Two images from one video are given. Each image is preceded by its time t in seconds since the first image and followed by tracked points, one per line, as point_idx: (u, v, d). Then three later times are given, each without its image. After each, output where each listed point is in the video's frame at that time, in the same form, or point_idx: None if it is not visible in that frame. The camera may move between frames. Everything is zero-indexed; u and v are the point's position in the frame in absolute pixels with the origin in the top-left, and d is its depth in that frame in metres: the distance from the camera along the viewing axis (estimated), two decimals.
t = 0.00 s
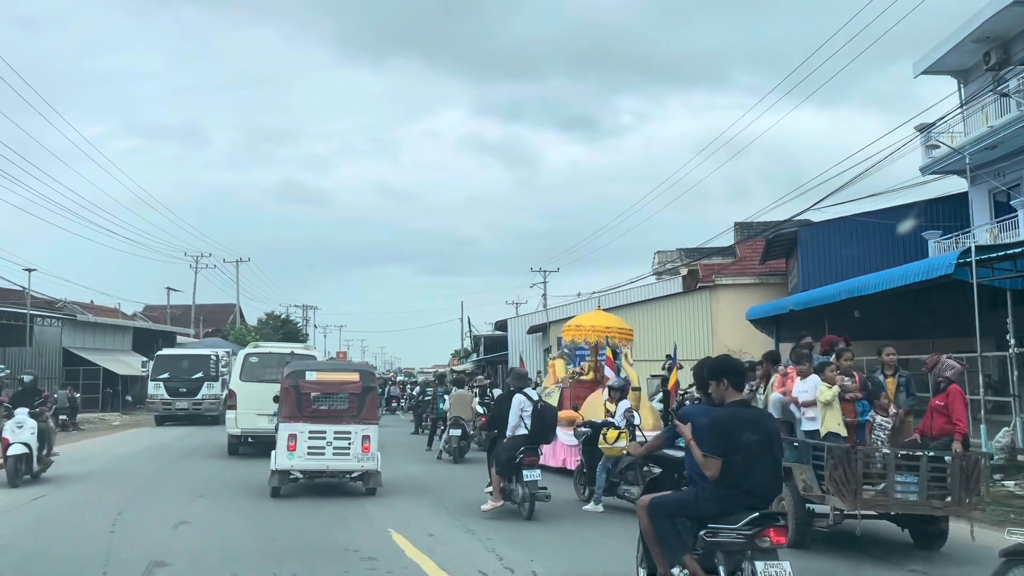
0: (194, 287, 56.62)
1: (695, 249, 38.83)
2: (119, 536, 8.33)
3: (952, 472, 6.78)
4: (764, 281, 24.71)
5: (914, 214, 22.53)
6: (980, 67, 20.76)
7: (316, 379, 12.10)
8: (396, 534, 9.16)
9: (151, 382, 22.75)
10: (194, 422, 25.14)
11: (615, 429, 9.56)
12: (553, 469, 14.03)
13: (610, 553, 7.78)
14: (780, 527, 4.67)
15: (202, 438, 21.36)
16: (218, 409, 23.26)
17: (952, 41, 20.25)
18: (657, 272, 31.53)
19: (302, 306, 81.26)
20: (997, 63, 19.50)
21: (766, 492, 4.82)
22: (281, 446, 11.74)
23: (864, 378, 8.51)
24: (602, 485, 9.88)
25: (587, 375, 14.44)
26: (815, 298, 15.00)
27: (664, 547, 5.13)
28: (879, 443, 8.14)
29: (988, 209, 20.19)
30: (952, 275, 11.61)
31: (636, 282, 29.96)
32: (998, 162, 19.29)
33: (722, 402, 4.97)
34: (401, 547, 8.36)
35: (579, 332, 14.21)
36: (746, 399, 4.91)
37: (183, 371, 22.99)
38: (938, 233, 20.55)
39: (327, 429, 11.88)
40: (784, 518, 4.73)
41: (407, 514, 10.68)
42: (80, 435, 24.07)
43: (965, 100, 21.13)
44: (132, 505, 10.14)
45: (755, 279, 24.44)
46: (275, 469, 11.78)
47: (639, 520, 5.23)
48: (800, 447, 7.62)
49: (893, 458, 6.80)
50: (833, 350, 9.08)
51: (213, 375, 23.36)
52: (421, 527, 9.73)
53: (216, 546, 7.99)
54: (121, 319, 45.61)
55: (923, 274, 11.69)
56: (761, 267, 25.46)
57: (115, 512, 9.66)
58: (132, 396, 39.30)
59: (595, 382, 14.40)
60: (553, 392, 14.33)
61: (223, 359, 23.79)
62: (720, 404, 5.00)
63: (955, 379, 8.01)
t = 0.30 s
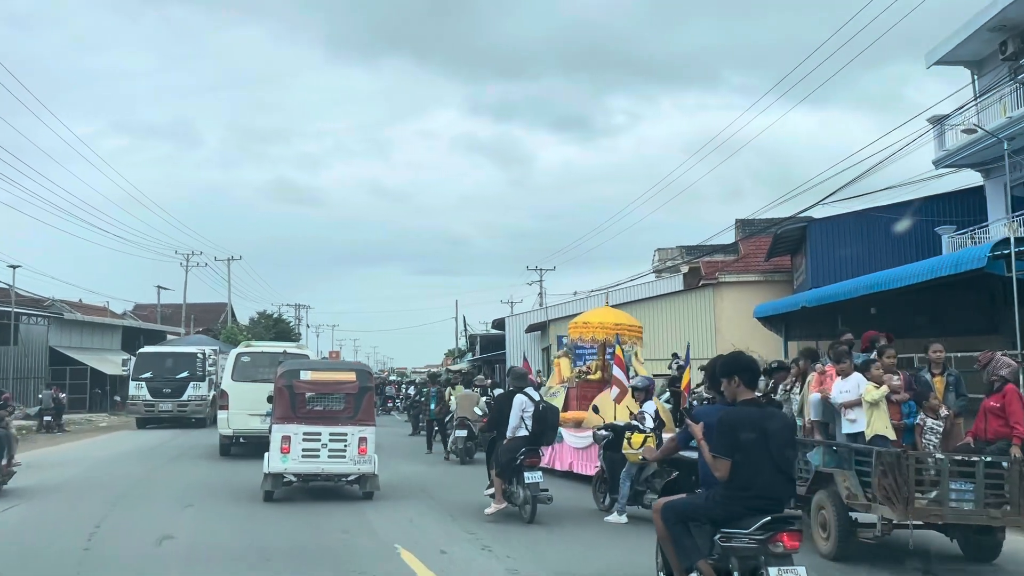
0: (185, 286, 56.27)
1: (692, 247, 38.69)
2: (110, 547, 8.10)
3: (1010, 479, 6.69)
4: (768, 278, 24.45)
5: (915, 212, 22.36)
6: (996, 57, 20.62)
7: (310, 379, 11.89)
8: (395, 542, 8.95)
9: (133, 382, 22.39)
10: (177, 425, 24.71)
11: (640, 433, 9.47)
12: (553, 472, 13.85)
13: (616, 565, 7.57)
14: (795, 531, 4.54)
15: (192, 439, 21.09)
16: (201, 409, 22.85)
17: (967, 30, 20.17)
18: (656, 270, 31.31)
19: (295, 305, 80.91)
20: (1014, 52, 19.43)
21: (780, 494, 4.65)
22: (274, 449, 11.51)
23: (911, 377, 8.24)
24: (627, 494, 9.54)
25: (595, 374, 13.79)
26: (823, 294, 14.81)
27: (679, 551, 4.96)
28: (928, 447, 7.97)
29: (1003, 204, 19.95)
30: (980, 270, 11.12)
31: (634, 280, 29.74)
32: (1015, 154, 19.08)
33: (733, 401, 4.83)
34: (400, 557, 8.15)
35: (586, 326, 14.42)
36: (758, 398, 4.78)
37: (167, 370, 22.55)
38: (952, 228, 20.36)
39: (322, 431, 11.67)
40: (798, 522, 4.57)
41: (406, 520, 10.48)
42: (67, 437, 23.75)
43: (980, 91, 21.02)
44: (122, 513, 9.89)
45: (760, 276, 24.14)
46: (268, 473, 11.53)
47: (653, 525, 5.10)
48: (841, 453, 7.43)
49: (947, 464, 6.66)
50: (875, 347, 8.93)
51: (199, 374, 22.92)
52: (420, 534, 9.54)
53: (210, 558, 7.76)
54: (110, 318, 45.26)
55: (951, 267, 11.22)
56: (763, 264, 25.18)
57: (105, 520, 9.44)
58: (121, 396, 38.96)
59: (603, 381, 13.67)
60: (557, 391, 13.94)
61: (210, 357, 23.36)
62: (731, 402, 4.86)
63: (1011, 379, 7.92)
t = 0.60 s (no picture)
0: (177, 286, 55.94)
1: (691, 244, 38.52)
2: (103, 558, 7.94)
3: None
4: (773, 275, 24.13)
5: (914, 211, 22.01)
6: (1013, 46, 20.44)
7: (306, 379, 11.67)
8: (394, 550, 8.81)
9: (117, 382, 21.99)
10: (162, 428, 24.29)
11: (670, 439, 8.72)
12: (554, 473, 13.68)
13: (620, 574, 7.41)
14: (816, 535, 4.58)
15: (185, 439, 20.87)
16: (186, 411, 22.47)
17: (984, 19, 20.00)
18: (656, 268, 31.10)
19: (289, 304, 80.62)
20: None
21: (798, 496, 4.71)
22: (269, 452, 11.33)
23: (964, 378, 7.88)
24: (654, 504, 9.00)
25: (603, 374, 13.38)
26: (835, 291, 14.44)
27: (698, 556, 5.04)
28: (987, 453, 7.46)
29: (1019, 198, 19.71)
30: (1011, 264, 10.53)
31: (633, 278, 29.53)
32: None
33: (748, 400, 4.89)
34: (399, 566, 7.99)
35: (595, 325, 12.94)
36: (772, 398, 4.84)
37: (153, 370, 22.14)
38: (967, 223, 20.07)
39: (318, 433, 11.48)
40: (820, 525, 4.62)
41: (405, 525, 10.33)
42: (57, 438, 23.50)
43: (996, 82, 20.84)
44: (115, 520, 9.73)
45: (765, 274, 23.85)
46: (262, 477, 11.34)
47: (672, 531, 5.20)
48: (893, 460, 7.11)
49: (1010, 471, 6.18)
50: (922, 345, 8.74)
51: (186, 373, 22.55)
52: (420, 541, 9.38)
53: (206, 570, 7.60)
54: (101, 317, 44.98)
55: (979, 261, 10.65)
56: (768, 263, 24.90)
57: (98, 527, 9.28)
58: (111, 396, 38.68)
59: (612, 380, 13.32)
60: (565, 391, 13.80)
61: (199, 355, 22.95)
62: (745, 402, 4.93)
63: None
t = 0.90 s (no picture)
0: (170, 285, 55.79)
1: (690, 242, 38.35)
2: (97, 563, 7.78)
3: None
4: (779, 273, 23.77)
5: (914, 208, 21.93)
6: None
7: (302, 379, 11.48)
8: (393, 553, 8.66)
9: (100, 382, 21.41)
10: (148, 432, 23.68)
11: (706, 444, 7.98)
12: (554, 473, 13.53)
13: None
14: (837, 539, 4.87)
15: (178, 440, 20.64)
16: (173, 412, 21.85)
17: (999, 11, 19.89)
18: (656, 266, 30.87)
19: (283, 305, 80.26)
20: None
21: (816, 498, 5.04)
22: (264, 453, 11.15)
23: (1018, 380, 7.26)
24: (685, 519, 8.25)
25: (613, 373, 13.08)
26: (849, 288, 14.08)
27: (717, 557, 5.37)
28: None
29: None
30: None
31: (632, 275, 29.28)
32: None
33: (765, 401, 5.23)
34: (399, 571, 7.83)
35: (603, 323, 12.57)
36: (789, 398, 5.17)
37: (139, 369, 21.65)
38: (980, 219, 19.91)
39: (315, 434, 11.30)
40: (840, 528, 4.91)
41: (404, 528, 10.17)
42: (47, 439, 23.23)
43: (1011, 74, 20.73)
44: (109, 523, 9.56)
45: (771, 272, 23.51)
46: (257, 479, 11.14)
47: (687, 533, 5.58)
48: (945, 466, 6.79)
49: None
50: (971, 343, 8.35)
51: (174, 374, 21.98)
52: (420, 544, 9.23)
53: None
54: (92, 316, 44.66)
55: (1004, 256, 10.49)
56: (774, 261, 24.54)
57: (91, 531, 9.11)
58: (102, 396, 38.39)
59: (621, 381, 13.06)
60: (572, 392, 13.45)
61: (187, 354, 22.41)
62: (761, 402, 5.26)
63: None
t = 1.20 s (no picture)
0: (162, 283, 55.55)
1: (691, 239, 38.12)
2: (89, 568, 7.62)
3: None
4: (784, 270, 23.72)
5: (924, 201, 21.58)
6: None
7: (299, 379, 11.29)
8: (391, 556, 8.52)
9: (84, 383, 20.19)
10: (136, 435, 22.50)
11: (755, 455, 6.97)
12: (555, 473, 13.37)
13: None
14: (854, 542, 5.10)
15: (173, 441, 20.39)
16: (161, 415, 20.65)
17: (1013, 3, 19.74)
18: (657, 263, 30.69)
19: (277, 304, 79.94)
20: None
21: (828, 500, 5.21)
22: (259, 455, 10.98)
23: None
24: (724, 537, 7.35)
25: (623, 373, 12.86)
26: (869, 281, 13.73)
27: (728, 557, 5.58)
28: None
29: None
30: None
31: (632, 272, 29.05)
32: None
33: (778, 401, 5.46)
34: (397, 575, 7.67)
35: (612, 319, 12.20)
36: (803, 398, 5.39)
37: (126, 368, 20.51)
38: (996, 213, 19.59)
39: (311, 435, 11.12)
40: (856, 531, 5.13)
41: (402, 530, 10.02)
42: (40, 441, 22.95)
43: None
44: (103, 526, 9.42)
45: (777, 269, 23.54)
46: (252, 481, 10.97)
47: (697, 534, 5.77)
48: (1006, 473, 6.30)
49: None
50: None
51: (161, 375, 20.77)
52: (418, 546, 9.09)
53: None
54: (83, 315, 44.35)
55: None
56: (779, 257, 24.34)
57: (84, 535, 8.97)
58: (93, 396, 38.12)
59: (631, 380, 12.86)
60: (581, 392, 12.72)
61: (178, 352, 21.31)
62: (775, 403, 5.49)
63: None
